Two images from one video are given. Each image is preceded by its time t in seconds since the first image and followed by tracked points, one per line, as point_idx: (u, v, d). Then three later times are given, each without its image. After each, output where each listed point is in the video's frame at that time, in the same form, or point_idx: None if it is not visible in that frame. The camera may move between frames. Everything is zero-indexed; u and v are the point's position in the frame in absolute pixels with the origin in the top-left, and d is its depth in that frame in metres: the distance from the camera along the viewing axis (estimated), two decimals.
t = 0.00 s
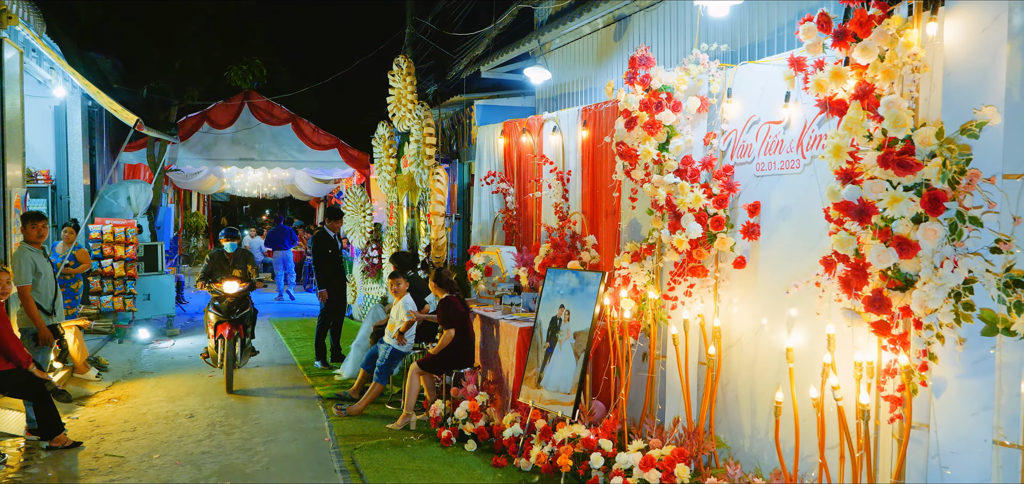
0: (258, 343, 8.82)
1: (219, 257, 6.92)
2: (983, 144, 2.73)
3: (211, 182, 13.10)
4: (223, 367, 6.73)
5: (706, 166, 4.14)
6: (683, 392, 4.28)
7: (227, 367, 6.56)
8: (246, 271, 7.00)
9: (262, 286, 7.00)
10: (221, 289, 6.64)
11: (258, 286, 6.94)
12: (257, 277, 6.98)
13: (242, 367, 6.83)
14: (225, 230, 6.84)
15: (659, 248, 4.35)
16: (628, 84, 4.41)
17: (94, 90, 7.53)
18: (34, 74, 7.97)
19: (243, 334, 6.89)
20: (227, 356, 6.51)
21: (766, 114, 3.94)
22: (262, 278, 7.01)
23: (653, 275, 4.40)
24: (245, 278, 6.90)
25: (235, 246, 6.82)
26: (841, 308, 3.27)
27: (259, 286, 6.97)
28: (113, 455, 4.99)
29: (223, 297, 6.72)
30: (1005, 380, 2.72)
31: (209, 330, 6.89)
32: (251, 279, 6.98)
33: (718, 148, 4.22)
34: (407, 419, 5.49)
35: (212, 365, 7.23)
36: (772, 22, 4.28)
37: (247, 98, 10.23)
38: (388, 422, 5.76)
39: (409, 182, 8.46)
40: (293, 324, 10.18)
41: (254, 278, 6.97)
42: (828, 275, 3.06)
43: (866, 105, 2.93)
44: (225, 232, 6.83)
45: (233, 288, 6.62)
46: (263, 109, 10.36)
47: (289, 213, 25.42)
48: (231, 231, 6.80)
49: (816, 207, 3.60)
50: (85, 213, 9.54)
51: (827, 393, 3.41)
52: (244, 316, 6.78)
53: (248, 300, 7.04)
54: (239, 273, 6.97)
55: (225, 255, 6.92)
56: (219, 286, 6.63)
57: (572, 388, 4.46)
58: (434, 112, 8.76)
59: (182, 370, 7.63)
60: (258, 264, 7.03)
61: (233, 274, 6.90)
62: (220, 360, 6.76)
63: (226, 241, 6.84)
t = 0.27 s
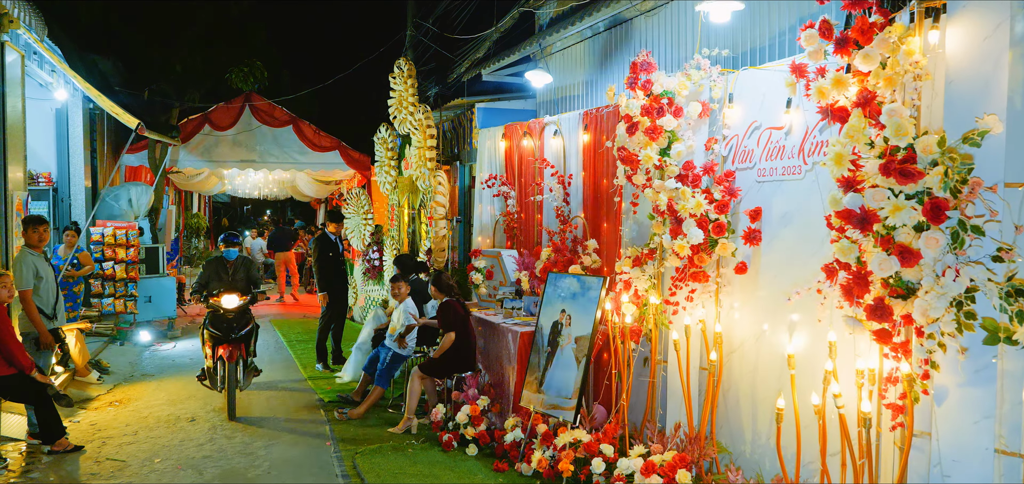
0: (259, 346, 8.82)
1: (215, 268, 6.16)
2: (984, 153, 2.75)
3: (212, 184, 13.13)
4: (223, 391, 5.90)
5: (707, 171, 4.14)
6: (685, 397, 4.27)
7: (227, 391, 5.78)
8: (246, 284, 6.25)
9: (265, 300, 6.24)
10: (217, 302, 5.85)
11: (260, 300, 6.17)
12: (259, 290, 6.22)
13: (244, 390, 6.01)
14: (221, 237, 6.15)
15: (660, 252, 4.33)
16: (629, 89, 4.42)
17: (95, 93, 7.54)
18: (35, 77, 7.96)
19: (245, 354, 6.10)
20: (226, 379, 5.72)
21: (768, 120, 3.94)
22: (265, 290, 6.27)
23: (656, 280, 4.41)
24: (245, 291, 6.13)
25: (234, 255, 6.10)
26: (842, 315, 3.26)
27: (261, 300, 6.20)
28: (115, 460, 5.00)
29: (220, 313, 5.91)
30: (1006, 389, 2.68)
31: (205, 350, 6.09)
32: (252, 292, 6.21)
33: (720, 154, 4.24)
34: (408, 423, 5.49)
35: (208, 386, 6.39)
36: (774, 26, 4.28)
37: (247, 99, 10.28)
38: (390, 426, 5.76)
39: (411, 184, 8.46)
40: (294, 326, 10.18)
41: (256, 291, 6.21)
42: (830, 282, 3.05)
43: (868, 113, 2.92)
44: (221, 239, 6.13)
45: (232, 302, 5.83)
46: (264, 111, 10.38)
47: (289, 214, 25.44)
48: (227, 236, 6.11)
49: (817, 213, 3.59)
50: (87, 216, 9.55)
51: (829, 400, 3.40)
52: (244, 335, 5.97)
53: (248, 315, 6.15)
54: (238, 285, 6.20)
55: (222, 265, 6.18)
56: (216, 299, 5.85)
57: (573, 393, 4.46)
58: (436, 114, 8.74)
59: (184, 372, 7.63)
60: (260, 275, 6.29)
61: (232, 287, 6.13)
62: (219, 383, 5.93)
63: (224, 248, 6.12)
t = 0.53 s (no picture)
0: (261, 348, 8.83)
1: (210, 279, 5.56)
2: (987, 161, 2.73)
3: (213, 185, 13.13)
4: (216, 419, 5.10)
5: (709, 177, 4.17)
6: (687, 402, 4.27)
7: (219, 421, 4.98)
8: (244, 296, 5.66)
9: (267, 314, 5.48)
10: (212, 317, 5.06)
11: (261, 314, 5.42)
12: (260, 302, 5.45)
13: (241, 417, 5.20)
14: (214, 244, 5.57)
15: (662, 258, 4.35)
16: (631, 94, 4.43)
17: (98, 96, 7.56)
18: (36, 79, 7.96)
19: (242, 376, 5.27)
20: (217, 407, 4.85)
21: (770, 126, 3.94)
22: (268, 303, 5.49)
23: (658, 285, 4.42)
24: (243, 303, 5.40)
25: (230, 264, 5.50)
26: (844, 323, 3.26)
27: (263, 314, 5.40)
28: (117, 464, 5.00)
29: (215, 328, 5.13)
30: (1009, 397, 2.71)
31: (199, 373, 5.27)
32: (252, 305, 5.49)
33: (722, 160, 4.23)
34: (410, 427, 5.50)
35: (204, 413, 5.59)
36: (776, 30, 4.27)
37: (248, 102, 10.36)
38: (392, 430, 5.77)
39: (412, 187, 8.47)
40: (296, 328, 10.19)
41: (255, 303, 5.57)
42: (832, 290, 3.07)
43: (870, 121, 2.93)
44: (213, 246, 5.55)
45: (229, 316, 5.05)
46: (265, 113, 10.47)
47: (290, 213, 25.46)
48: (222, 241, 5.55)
49: (819, 220, 3.61)
50: (87, 219, 9.55)
51: (831, 407, 3.41)
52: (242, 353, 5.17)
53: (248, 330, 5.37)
54: (235, 297, 5.63)
55: (217, 275, 5.59)
56: (210, 314, 5.06)
57: (575, 398, 4.47)
58: (437, 117, 8.74)
59: (185, 375, 7.65)
60: (259, 286, 5.71)
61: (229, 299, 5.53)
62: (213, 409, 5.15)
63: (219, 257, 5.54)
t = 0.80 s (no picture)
0: (264, 352, 8.82)
1: (209, 292, 4.99)
2: (993, 172, 2.71)
3: (216, 187, 13.12)
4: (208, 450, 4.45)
5: (714, 184, 4.14)
6: (691, 409, 4.26)
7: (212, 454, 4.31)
8: (247, 311, 5.09)
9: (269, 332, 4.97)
10: (208, 336, 4.44)
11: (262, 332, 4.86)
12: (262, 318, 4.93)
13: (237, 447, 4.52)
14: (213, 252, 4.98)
15: (666, 264, 4.36)
16: (635, 101, 4.44)
17: (101, 99, 7.58)
18: (40, 83, 7.96)
19: (241, 401, 4.65)
20: (210, 437, 4.26)
21: (774, 134, 3.95)
22: (270, 319, 4.99)
23: (661, 292, 4.44)
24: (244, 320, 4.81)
25: (230, 275, 4.93)
26: (849, 332, 3.25)
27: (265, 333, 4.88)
28: (121, 469, 5.02)
29: (211, 348, 4.51)
30: (1014, 408, 2.84)
31: (193, 396, 4.67)
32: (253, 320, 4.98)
33: (726, 167, 4.24)
34: (414, 432, 5.50)
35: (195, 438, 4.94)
36: (780, 37, 4.32)
37: (252, 104, 10.46)
38: (396, 435, 5.78)
39: (415, 190, 8.49)
40: (299, 331, 10.20)
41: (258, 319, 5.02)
42: (837, 300, 3.06)
43: (875, 131, 2.93)
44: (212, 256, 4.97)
45: (227, 335, 4.43)
46: (268, 116, 10.58)
47: (292, 214, 25.48)
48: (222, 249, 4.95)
49: (825, 228, 3.62)
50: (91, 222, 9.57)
51: (836, 416, 3.41)
52: (240, 376, 4.53)
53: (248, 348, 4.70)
54: (236, 312, 5.05)
55: (216, 288, 5.02)
56: (206, 332, 4.44)
57: (579, 404, 4.49)
58: (440, 120, 8.73)
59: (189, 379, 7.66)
60: (264, 299, 5.13)
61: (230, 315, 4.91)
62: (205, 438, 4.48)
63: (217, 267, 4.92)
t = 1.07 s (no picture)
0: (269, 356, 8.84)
1: (210, 308, 4.46)
2: (1003, 187, 2.73)
3: (221, 190, 13.14)
4: None
5: (721, 194, 4.15)
6: (697, 418, 4.26)
7: None
8: (251, 329, 4.56)
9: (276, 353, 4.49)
10: (209, 357, 4.13)
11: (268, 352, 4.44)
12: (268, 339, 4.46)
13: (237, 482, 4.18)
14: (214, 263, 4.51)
15: (673, 273, 4.36)
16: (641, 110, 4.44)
17: (107, 105, 7.61)
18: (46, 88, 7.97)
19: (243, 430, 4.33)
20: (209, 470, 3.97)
21: (781, 144, 3.94)
22: (277, 340, 4.53)
23: (668, 300, 4.44)
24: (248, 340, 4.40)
25: (232, 289, 4.42)
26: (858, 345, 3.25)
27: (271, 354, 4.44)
28: (128, 475, 5.04)
29: (212, 371, 4.21)
30: None
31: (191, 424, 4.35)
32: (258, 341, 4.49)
33: (733, 176, 4.23)
34: (420, 439, 5.51)
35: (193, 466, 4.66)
36: (787, 46, 4.32)
37: (257, 108, 10.38)
38: (402, 441, 5.79)
39: (420, 194, 8.50)
40: (304, 334, 10.21)
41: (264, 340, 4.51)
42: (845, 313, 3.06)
43: (884, 145, 2.93)
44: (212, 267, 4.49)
45: (229, 358, 4.10)
46: (272, 119, 10.51)
47: (296, 215, 25.58)
48: (224, 260, 4.50)
49: (833, 238, 3.61)
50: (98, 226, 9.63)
51: (845, 428, 3.41)
52: (243, 403, 4.23)
53: (251, 372, 4.41)
54: (239, 329, 4.51)
55: (218, 302, 4.47)
56: (207, 353, 4.13)
57: (586, 412, 4.49)
58: (445, 125, 8.71)
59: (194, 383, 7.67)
60: (269, 316, 4.62)
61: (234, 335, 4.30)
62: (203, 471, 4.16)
63: (218, 280, 4.43)
